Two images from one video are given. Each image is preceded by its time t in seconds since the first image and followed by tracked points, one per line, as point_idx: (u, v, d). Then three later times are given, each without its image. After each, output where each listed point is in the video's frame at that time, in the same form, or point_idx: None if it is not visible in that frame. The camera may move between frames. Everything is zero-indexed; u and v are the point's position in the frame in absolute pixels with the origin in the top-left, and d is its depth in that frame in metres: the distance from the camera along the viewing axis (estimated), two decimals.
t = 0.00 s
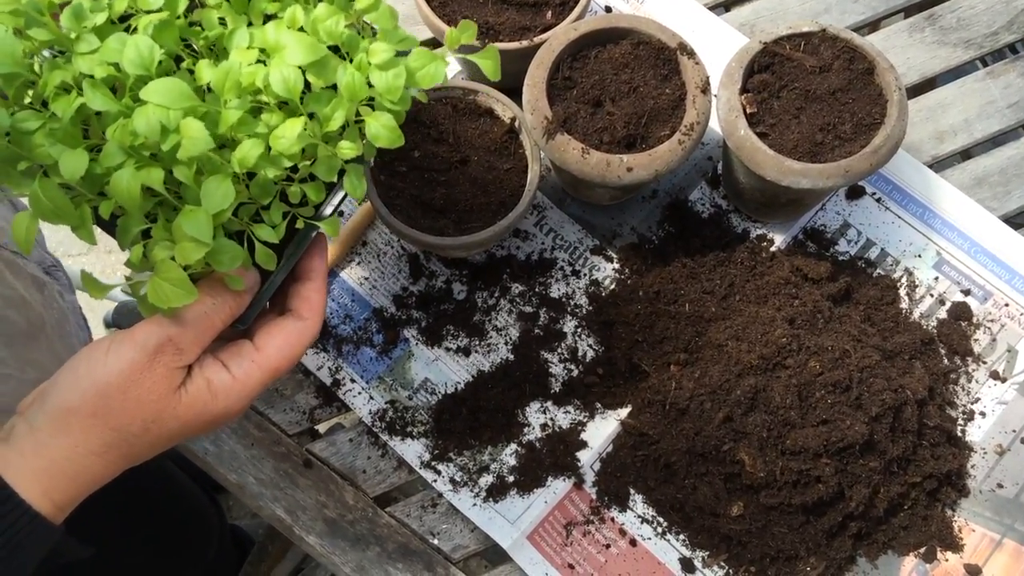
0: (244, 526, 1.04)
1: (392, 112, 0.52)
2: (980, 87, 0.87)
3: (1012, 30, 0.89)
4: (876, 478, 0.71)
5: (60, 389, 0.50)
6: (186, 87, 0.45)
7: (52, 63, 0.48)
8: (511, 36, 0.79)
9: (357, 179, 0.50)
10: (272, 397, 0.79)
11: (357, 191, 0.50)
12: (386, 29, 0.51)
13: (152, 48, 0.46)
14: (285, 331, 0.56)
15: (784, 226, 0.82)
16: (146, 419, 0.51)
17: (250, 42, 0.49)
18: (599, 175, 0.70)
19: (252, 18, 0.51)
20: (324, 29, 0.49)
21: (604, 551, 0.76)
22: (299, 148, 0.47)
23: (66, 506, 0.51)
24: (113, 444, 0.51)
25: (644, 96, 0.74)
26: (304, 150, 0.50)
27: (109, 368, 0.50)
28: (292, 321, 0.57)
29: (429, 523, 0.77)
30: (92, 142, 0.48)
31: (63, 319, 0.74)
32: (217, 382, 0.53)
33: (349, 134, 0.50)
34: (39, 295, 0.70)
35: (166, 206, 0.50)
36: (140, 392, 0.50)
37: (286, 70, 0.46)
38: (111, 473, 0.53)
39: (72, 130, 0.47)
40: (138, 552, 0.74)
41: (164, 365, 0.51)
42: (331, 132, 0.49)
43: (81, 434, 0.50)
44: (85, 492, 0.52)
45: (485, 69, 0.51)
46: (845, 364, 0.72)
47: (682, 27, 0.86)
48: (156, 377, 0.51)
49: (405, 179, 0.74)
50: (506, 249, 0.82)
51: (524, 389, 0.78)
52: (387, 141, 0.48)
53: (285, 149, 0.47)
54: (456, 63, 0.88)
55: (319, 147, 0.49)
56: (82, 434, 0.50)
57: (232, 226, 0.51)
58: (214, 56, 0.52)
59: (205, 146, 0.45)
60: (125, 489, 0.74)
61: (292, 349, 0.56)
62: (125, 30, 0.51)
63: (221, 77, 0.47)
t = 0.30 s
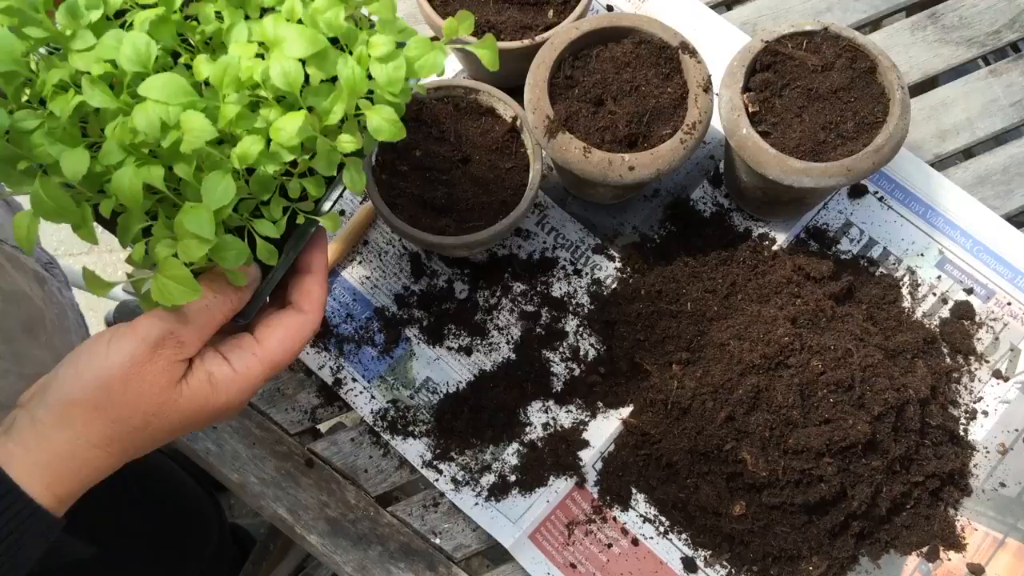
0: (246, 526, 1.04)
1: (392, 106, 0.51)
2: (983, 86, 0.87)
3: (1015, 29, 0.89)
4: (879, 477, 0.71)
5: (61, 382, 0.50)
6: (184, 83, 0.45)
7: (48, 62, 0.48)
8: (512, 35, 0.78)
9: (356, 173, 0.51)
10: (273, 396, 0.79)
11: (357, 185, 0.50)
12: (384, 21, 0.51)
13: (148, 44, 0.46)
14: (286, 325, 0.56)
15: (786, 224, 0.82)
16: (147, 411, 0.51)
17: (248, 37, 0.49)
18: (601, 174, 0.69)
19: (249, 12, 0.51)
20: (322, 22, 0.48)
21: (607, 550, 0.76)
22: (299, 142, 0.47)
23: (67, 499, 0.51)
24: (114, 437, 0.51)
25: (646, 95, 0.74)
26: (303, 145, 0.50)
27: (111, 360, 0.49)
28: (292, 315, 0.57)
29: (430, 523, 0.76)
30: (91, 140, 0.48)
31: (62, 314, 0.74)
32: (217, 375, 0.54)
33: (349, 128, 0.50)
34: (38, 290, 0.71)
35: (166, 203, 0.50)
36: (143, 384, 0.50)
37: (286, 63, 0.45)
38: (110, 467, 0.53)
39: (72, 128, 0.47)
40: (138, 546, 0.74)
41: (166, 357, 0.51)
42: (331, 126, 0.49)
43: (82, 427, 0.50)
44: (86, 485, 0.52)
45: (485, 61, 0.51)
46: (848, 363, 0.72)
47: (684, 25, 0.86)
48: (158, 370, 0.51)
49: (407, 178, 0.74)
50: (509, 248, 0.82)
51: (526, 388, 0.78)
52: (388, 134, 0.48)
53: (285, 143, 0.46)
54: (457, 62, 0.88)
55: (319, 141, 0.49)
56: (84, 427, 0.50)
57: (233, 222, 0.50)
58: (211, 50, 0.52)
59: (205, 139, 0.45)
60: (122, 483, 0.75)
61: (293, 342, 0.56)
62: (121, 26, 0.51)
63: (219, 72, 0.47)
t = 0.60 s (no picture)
0: (245, 525, 1.04)
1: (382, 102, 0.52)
2: (983, 85, 0.86)
3: (1015, 27, 0.88)
4: (879, 478, 0.71)
5: (59, 374, 0.50)
6: (176, 83, 0.45)
7: (40, 61, 0.48)
8: (512, 33, 0.78)
9: (347, 168, 0.50)
10: (273, 396, 0.79)
11: (347, 180, 0.50)
12: (375, 19, 0.51)
13: (140, 44, 0.46)
14: (285, 320, 0.56)
15: (787, 224, 0.82)
16: (145, 402, 0.51)
17: (238, 36, 0.49)
18: (601, 173, 0.69)
19: (240, 11, 0.51)
20: (312, 20, 0.48)
21: (606, 550, 0.76)
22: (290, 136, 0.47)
23: (66, 489, 0.51)
24: (112, 428, 0.51)
25: (646, 94, 0.74)
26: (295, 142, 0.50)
27: (107, 352, 0.49)
28: (291, 312, 0.57)
29: (430, 522, 0.77)
30: (85, 141, 0.48)
31: (54, 309, 0.74)
32: (216, 367, 0.53)
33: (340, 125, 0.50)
34: (31, 283, 0.70)
35: (161, 202, 0.50)
36: (140, 376, 0.50)
37: (276, 62, 0.46)
38: (109, 457, 0.53)
39: (64, 129, 0.47)
40: (133, 541, 0.74)
41: (163, 350, 0.51)
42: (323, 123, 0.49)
43: (80, 417, 0.50)
44: (84, 475, 0.52)
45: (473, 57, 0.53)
46: (847, 363, 0.72)
47: (684, 24, 0.86)
48: (155, 362, 0.50)
49: (406, 177, 0.74)
50: (508, 247, 0.82)
51: (525, 387, 0.78)
52: (378, 129, 0.47)
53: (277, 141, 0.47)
54: (457, 61, 0.88)
55: (311, 137, 0.49)
56: (82, 417, 0.50)
57: (227, 220, 0.50)
58: (202, 50, 0.51)
59: (199, 140, 0.44)
60: (119, 478, 0.75)
61: (290, 337, 0.56)
62: (111, 25, 0.51)
63: (210, 72, 0.47)
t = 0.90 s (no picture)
0: (245, 523, 1.04)
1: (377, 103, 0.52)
2: (982, 83, 0.86)
3: (1015, 26, 0.88)
4: (877, 476, 0.71)
5: (60, 370, 0.50)
6: (170, 78, 0.45)
7: (33, 55, 0.48)
8: (511, 33, 0.78)
9: (342, 166, 0.51)
10: (272, 395, 0.79)
11: (343, 177, 0.51)
12: (373, 18, 0.51)
13: (135, 39, 0.46)
14: (274, 305, 0.57)
15: (786, 223, 0.82)
16: (147, 396, 0.51)
17: (233, 32, 0.49)
18: (599, 172, 0.69)
19: (235, 7, 0.51)
20: (309, 20, 0.49)
21: (605, 549, 0.76)
22: (284, 138, 0.47)
23: (65, 484, 0.51)
24: (113, 422, 0.51)
25: (645, 93, 0.74)
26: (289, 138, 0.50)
27: (110, 347, 0.49)
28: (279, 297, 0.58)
29: (429, 520, 0.77)
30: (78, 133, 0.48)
31: (51, 306, 0.74)
32: (217, 358, 0.54)
33: (334, 121, 0.50)
34: (27, 280, 0.71)
35: (153, 193, 0.50)
36: (142, 370, 0.50)
37: (270, 61, 0.45)
38: (111, 450, 0.53)
39: (58, 122, 0.47)
40: (131, 536, 0.74)
41: (165, 346, 0.51)
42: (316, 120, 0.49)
43: (82, 412, 0.50)
44: (83, 470, 0.52)
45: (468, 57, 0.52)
46: (846, 362, 0.72)
47: (683, 22, 0.85)
48: (157, 356, 0.51)
49: (405, 176, 0.74)
50: (507, 246, 0.82)
51: (524, 386, 0.78)
52: (373, 131, 0.48)
53: (271, 139, 0.47)
54: (455, 60, 0.88)
55: (304, 135, 0.49)
56: (83, 413, 0.50)
57: (219, 213, 0.50)
58: (196, 45, 0.51)
59: (190, 138, 0.44)
60: (118, 472, 0.75)
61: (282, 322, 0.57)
62: (105, 18, 0.50)
63: (204, 69, 0.46)
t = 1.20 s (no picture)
0: (248, 518, 1.04)
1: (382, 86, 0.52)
2: (986, 80, 0.86)
3: (1019, 22, 0.88)
4: (881, 472, 0.71)
5: (57, 364, 0.50)
6: (176, 56, 0.45)
7: (41, 32, 0.48)
8: (514, 28, 0.78)
9: (346, 151, 0.50)
10: (275, 390, 0.79)
11: (347, 163, 0.50)
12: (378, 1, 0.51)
13: (141, 16, 0.46)
14: (274, 296, 0.57)
15: (789, 218, 0.82)
16: (143, 390, 0.51)
17: (239, 13, 0.49)
18: (603, 168, 0.69)
19: None
20: None
21: (608, 545, 0.76)
22: (288, 120, 0.47)
23: (66, 476, 0.52)
24: (110, 416, 0.51)
25: (648, 89, 0.74)
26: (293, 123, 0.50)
27: (105, 341, 0.49)
28: (279, 286, 0.57)
29: (432, 516, 0.77)
30: (81, 112, 0.48)
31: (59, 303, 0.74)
32: (215, 351, 0.53)
33: (339, 106, 0.50)
34: (33, 278, 0.71)
35: (155, 175, 0.50)
36: (138, 365, 0.50)
37: (275, 40, 0.45)
38: (111, 442, 0.53)
39: (61, 100, 0.47)
40: (131, 529, 0.74)
41: (161, 338, 0.50)
42: (321, 104, 0.49)
43: (80, 406, 0.50)
44: (84, 462, 0.53)
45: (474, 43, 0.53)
46: (850, 359, 0.72)
47: (686, 18, 0.85)
48: (153, 350, 0.50)
49: (408, 171, 0.74)
50: (510, 242, 0.82)
51: (527, 381, 0.78)
52: (377, 111, 0.48)
53: (274, 120, 0.46)
54: (459, 56, 0.88)
55: (308, 119, 0.49)
56: (80, 407, 0.50)
57: (222, 198, 0.50)
58: (204, 28, 0.51)
59: (194, 114, 0.45)
60: (120, 465, 0.76)
61: (282, 312, 0.57)
62: None
63: (210, 47, 0.47)
